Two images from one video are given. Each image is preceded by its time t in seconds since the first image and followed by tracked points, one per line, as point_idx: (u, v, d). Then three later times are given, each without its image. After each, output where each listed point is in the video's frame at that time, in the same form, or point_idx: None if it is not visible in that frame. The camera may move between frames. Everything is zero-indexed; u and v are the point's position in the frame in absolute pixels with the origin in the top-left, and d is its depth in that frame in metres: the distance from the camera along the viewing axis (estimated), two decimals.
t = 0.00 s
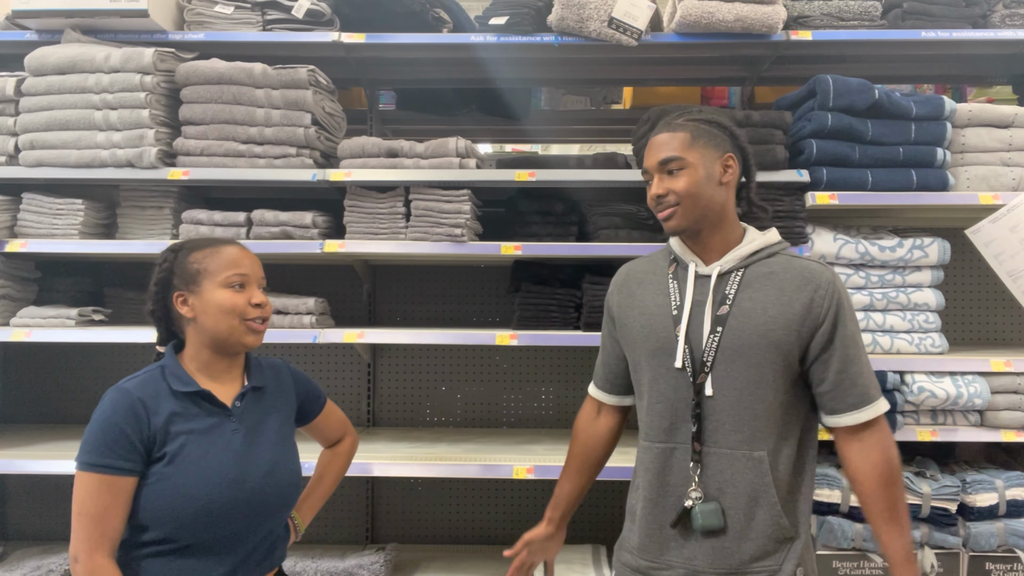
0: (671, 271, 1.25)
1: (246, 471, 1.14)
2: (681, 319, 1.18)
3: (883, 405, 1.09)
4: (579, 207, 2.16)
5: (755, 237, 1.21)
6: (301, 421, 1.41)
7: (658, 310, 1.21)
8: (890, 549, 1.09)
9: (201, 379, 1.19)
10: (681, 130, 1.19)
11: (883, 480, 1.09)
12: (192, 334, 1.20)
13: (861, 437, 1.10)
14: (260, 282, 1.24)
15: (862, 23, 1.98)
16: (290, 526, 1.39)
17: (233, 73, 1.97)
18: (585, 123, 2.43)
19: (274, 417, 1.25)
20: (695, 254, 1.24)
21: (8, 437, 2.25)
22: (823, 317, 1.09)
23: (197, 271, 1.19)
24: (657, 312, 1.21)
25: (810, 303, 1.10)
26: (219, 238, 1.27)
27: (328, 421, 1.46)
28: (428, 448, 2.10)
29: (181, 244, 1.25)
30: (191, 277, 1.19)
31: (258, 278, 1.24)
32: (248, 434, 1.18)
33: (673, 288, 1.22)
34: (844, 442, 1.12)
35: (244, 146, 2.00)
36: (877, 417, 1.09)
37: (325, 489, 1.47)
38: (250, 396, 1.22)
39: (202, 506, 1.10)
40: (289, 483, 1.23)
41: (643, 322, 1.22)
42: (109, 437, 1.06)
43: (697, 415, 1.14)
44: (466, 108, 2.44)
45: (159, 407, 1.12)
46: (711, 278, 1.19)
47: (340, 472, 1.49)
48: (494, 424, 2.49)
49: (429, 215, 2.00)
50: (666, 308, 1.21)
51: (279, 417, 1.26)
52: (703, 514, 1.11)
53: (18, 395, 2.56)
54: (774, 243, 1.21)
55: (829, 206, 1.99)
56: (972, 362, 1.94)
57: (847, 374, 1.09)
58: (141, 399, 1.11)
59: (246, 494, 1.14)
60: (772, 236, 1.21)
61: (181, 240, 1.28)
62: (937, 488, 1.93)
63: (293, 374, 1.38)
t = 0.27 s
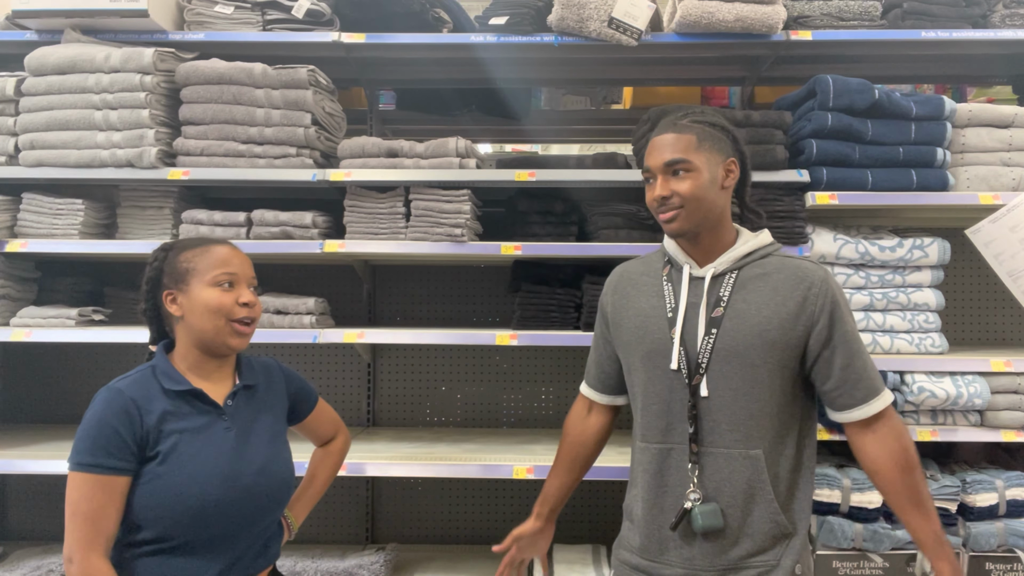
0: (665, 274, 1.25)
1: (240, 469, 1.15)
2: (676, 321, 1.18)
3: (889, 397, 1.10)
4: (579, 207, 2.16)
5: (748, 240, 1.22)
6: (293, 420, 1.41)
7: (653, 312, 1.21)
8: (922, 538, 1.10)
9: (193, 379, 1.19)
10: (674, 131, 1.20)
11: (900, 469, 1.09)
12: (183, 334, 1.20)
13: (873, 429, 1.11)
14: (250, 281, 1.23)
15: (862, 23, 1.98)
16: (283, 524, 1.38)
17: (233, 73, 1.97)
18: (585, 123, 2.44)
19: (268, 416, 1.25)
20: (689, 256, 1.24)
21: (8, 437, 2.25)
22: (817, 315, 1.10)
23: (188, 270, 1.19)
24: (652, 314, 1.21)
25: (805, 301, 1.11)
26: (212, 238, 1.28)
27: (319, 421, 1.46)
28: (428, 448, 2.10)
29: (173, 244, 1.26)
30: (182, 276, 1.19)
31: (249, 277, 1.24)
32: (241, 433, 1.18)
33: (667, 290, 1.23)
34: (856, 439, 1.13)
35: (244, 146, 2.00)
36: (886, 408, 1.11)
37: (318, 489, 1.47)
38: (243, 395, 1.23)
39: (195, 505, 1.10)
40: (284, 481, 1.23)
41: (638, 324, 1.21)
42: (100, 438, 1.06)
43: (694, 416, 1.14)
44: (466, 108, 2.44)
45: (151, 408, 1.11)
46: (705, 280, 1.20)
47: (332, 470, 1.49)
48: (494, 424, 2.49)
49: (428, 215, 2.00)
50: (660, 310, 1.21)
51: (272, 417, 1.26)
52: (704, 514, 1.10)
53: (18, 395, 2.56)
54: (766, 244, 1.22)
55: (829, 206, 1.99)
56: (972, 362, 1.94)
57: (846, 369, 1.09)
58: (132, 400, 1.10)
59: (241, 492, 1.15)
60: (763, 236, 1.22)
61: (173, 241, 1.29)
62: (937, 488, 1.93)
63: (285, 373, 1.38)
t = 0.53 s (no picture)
0: (657, 269, 1.26)
1: (229, 467, 1.14)
2: (666, 313, 1.19)
3: (816, 398, 1.07)
4: (579, 207, 2.16)
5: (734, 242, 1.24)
6: (286, 418, 1.41)
7: (642, 305, 1.22)
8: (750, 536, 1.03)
9: (183, 379, 1.19)
10: (672, 133, 1.19)
11: (789, 455, 1.06)
12: (173, 334, 1.19)
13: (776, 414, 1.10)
14: (243, 285, 1.22)
15: (862, 23, 1.98)
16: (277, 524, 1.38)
17: (233, 73, 1.97)
18: (585, 123, 2.44)
19: (258, 414, 1.25)
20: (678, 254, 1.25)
21: (8, 437, 2.25)
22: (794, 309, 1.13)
23: (180, 271, 1.17)
24: (642, 306, 1.22)
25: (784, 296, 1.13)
26: (208, 238, 1.26)
27: (313, 419, 1.45)
28: (428, 448, 2.10)
29: (169, 243, 1.24)
30: (174, 277, 1.18)
31: (243, 281, 1.23)
32: (231, 431, 1.18)
33: (658, 284, 1.23)
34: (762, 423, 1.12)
35: (244, 146, 2.00)
36: (800, 406, 1.07)
37: (311, 489, 1.46)
38: (234, 393, 1.22)
39: (185, 503, 1.10)
40: (275, 480, 1.23)
41: (628, 317, 1.22)
42: (88, 436, 1.05)
43: (681, 407, 1.16)
44: (466, 107, 2.44)
45: (141, 405, 1.11)
46: (694, 276, 1.21)
47: (327, 469, 1.48)
48: (494, 424, 2.49)
49: (429, 215, 2.00)
50: (650, 302, 1.22)
51: (263, 415, 1.26)
52: (688, 502, 1.11)
53: (18, 395, 2.56)
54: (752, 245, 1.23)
55: (829, 206, 1.99)
56: (972, 362, 1.94)
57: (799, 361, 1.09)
58: (122, 398, 1.10)
59: (231, 491, 1.14)
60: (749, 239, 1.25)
61: (168, 238, 1.27)
62: (937, 488, 1.93)
63: (277, 372, 1.38)
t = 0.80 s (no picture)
0: (635, 271, 1.31)
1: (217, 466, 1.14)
2: (644, 314, 1.24)
3: (789, 394, 1.12)
4: (579, 207, 2.16)
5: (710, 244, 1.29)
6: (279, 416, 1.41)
7: (622, 306, 1.27)
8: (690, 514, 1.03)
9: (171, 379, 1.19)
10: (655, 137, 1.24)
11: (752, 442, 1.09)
12: (162, 334, 1.18)
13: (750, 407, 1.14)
14: (236, 288, 1.20)
15: (862, 23, 1.98)
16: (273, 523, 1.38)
17: (233, 73, 1.97)
18: (585, 123, 2.44)
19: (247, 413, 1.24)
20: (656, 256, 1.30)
21: (8, 437, 2.25)
22: (767, 311, 1.18)
23: (173, 272, 1.16)
24: (621, 308, 1.27)
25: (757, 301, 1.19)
26: (205, 239, 1.25)
27: (308, 416, 1.45)
28: (427, 448, 2.10)
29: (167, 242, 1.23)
30: (167, 278, 1.16)
31: (235, 285, 1.21)
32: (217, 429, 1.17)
33: (637, 286, 1.28)
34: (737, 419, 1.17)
35: (244, 146, 2.00)
36: (772, 401, 1.12)
37: (307, 488, 1.46)
38: (222, 393, 1.22)
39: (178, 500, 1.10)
40: (264, 483, 1.22)
41: (608, 318, 1.27)
42: (87, 426, 1.05)
43: (658, 405, 1.21)
44: (466, 107, 2.43)
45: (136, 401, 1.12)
46: (671, 278, 1.26)
47: (323, 467, 1.48)
48: (494, 424, 2.49)
49: (429, 215, 2.00)
50: (629, 304, 1.27)
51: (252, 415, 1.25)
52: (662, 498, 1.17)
53: (18, 396, 2.56)
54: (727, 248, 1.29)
55: (829, 206, 1.99)
56: (972, 362, 1.94)
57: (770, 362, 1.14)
58: (117, 392, 1.11)
59: (217, 491, 1.14)
60: (725, 242, 1.30)
61: (167, 237, 1.26)
62: (937, 488, 1.93)
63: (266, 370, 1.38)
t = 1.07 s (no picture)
0: (617, 276, 1.35)
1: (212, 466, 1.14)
2: (627, 320, 1.28)
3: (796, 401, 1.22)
4: (580, 207, 2.16)
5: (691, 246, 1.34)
6: (273, 415, 1.42)
7: (606, 312, 1.31)
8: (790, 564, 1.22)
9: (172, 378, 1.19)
10: (642, 138, 1.29)
11: (785, 467, 1.23)
12: (153, 335, 1.17)
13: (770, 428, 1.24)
14: (225, 291, 1.17)
15: (862, 23, 1.98)
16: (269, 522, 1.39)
17: (233, 73, 1.97)
18: (585, 123, 2.44)
19: (243, 413, 1.24)
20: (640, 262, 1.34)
21: (9, 437, 2.26)
22: (750, 316, 1.23)
23: (162, 274, 1.13)
24: (604, 313, 1.30)
25: (739, 305, 1.23)
26: (196, 238, 1.21)
27: (302, 415, 1.45)
28: (427, 448, 2.10)
29: (157, 240, 1.19)
30: (156, 280, 1.13)
31: (224, 288, 1.17)
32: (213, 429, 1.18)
33: (619, 291, 1.32)
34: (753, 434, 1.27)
35: (244, 146, 2.00)
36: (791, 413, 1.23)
37: (302, 488, 1.47)
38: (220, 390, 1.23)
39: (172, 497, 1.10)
40: (260, 481, 1.22)
41: (591, 324, 1.31)
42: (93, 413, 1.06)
43: (642, 408, 1.24)
44: (467, 107, 2.43)
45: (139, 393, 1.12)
46: (654, 281, 1.31)
47: (318, 465, 1.48)
48: (494, 424, 2.49)
49: (429, 215, 2.00)
50: (612, 309, 1.31)
51: (249, 414, 1.25)
52: (643, 499, 1.20)
53: (19, 396, 2.56)
54: (707, 250, 1.34)
55: (829, 206, 1.99)
56: (972, 362, 1.94)
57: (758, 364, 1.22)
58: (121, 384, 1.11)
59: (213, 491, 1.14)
60: (704, 244, 1.35)
61: (158, 235, 1.22)
62: (937, 488, 1.93)
63: (261, 368, 1.38)
